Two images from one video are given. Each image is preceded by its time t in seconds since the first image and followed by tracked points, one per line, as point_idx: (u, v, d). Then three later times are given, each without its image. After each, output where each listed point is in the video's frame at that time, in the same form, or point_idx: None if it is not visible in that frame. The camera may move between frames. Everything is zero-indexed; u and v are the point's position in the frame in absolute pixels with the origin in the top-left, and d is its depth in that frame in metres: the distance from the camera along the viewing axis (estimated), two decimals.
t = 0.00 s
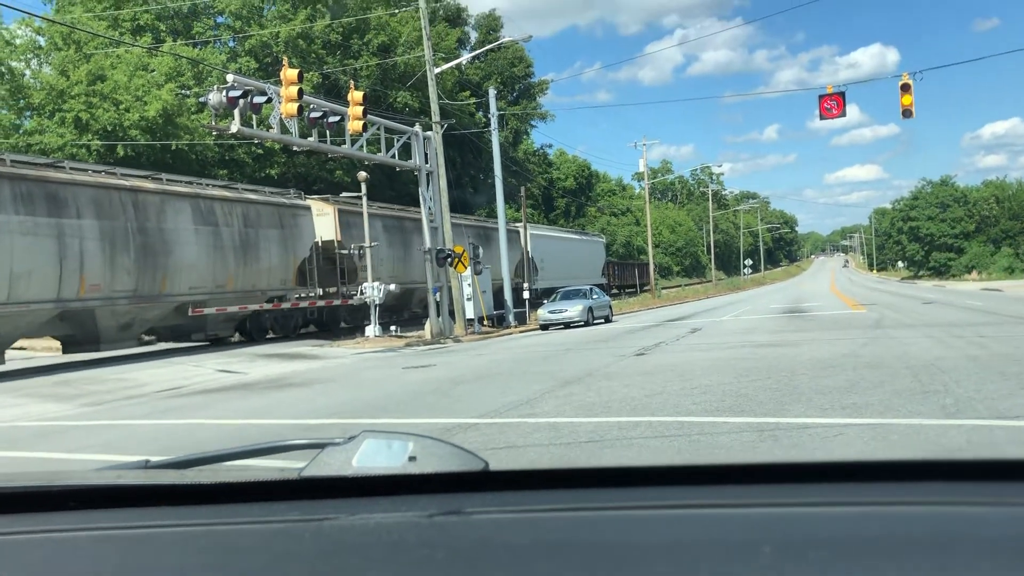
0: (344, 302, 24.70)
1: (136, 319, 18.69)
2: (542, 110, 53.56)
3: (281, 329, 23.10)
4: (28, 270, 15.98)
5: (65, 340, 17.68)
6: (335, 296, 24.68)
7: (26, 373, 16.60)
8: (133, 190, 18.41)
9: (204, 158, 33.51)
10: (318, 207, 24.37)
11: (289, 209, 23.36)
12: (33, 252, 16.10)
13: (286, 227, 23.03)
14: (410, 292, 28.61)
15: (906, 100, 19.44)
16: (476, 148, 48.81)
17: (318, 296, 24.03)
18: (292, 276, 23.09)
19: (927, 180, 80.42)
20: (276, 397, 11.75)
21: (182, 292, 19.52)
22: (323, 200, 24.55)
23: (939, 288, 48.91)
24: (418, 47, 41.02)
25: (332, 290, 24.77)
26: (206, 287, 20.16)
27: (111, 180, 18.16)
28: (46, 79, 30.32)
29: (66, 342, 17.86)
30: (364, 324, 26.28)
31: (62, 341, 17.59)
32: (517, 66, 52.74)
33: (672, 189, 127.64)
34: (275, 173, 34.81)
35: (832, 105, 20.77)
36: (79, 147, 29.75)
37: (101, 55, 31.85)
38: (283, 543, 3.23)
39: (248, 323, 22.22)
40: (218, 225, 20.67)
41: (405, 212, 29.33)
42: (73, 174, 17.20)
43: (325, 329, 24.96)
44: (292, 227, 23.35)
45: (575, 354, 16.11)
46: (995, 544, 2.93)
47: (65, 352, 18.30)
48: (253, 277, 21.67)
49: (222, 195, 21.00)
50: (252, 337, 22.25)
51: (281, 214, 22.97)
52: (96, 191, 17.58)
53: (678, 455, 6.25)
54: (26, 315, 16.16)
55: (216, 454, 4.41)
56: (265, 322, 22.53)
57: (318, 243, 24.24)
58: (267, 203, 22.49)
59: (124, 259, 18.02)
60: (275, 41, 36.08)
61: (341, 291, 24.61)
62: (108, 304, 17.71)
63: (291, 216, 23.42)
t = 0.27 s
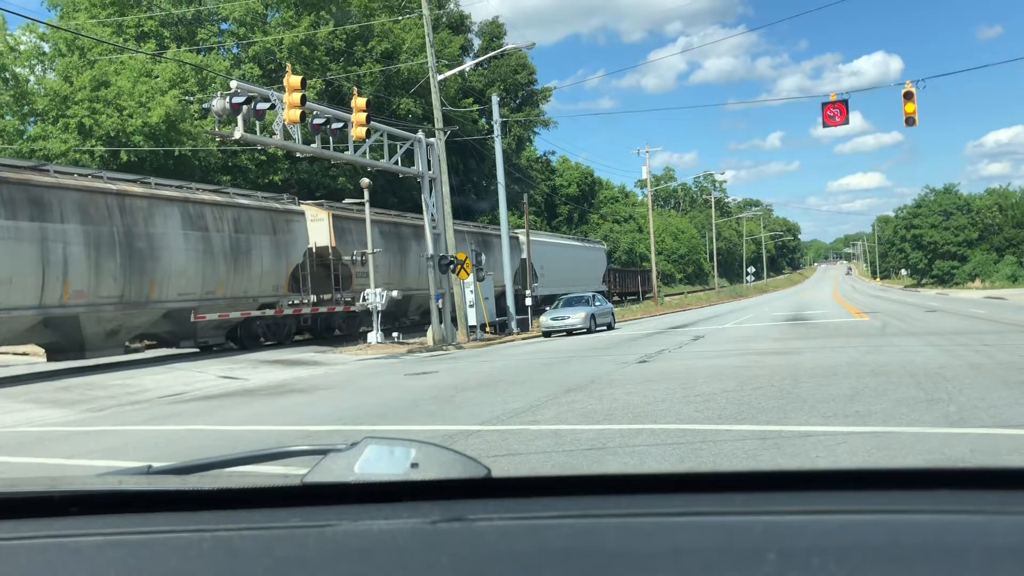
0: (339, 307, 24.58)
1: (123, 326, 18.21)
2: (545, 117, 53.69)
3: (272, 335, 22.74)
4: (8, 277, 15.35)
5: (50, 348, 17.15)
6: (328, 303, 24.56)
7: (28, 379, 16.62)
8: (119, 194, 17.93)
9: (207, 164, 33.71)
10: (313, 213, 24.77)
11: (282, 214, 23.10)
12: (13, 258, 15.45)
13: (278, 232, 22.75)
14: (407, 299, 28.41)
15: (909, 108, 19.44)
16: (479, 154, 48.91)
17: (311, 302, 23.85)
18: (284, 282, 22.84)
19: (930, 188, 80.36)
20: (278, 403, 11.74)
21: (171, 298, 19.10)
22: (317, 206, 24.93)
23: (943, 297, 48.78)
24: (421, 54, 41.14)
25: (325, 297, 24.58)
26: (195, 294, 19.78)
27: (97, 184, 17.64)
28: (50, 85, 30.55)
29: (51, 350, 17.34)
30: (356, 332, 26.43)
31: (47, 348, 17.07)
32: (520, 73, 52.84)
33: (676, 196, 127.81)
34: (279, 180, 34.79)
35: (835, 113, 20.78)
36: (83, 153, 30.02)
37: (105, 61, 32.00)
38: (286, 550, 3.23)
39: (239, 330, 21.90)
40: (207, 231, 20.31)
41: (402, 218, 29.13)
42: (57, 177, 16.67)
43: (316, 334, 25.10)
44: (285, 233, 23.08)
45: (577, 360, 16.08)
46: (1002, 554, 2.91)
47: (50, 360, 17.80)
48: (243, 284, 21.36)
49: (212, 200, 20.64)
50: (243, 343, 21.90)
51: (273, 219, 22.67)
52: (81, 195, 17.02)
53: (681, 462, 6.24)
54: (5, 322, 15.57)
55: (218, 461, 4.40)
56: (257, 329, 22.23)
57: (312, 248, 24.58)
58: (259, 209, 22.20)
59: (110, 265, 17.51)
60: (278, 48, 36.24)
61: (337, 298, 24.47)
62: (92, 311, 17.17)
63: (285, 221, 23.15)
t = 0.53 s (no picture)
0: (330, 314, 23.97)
1: (104, 334, 17.78)
2: (546, 122, 53.77)
3: (261, 343, 22.16)
4: None
5: (26, 357, 16.68)
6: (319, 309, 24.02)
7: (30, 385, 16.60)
8: (99, 198, 17.53)
9: (209, 169, 33.76)
10: (303, 216, 23.90)
11: (271, 219, 22.72)
12: None
13: (266, 237, 22.35)
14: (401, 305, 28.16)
15: (910, 113, 19.46)
16: (480, 160, 48.95)
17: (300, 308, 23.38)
18: (272, 288, 22.43)
19: (932, 193, 80.37)
20: (280, 410, 11.74)
21: (154, 305, 18.69)
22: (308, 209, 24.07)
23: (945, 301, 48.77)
24: (423, 60, 41.20)
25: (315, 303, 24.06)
26: (179, 300, 19.38)
27: (76, 187, 17.25)
28: (53, 91, 30.57)
29: (28, 359, 16.86)
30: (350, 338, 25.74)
31: (24, 357, 16.60)
32: (521, 79, 52.79)
33: (677, 201, 127.92)
34: (280, 186, 34.68)
35: (836, 117, 20.80)
36: (85, 159, 30.09)
37: (107, 68, 32.07)
38: (288, 557, 3.21)
39: (225, 337, 21.22)
40: (192, 235, 19.91)
41: (396, 223, 28.89)
42: (34, 180, 16.28)
43: (309, 341, 24.44)
44: (273, 237, 22.69)
45: (579, 366, 16.05)
46: (1006, 560, 2.89)
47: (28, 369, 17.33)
48: (230, 290, 20.93)
49: (198, 204, 20.24)
50: (230, 350, 21.31)
51: (261, 223, 22.28)
52: (59, 199, 16.64)
53: (684, 468, 6.22)
54: None
55: (220, 467, 4.40)
56: (245, 336, 21.67)
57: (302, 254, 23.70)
58: (246, 213, 21.80)
59: (89, 271, 17.11)
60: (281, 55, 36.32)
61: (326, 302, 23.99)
62: (70, 319, 16.77)
63: (274, 226, 22.77)
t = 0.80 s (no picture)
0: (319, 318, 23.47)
1: (83, 339, 17.51)
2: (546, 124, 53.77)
3: (249, 347, 22.08)
4: None
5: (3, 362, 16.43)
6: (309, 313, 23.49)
7: (31, 388, 16.60)
8: (79, 200, 17.15)
9: (209, 172, 33.77)
10: (292, 218, 23.39)
11: (259, 220, 22.35)
12: None
13: (254, 239, 21.97)
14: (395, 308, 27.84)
15: (909, 114, 19.46)
16: (480, 162, 48.96)
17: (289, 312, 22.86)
18: (260, 291, 22.07)
19: (932, 194, 80.36)
20: (280, 412, 11.72)
21: (136, 309, 18.36)
22: (298, 211, 23.57)
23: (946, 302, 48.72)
24: (422, 62, 41.19)
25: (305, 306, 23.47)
26: (163, 304, 19.03)
27: (55, 189, 16.86)
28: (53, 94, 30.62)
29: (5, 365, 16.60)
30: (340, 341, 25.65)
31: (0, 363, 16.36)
32: (521, 81, 52.82)
33: (677, 203, 127.94)
34: (280, 189, 34.69)
35: (836, 118, 20.80)
36: (85, 162, 30.05)
37: (107, 71, 32.09)
38: (288, 560, 3.21)
39: (212, 341, 21.02)
40: (177, 237, 19.54)
41: (390, 224, 28.52)
42: (10, 181, 15.89)
43: (297, 344, 24.46)
44: (261, 239, 22.31)
45: (579, 367, 16.04)
46: (1005, 560, 2.90)
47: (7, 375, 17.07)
48: (216, 293, 20.57)
49: (182, 205, 19.85)
50: (217, 355, 21.14)
51: (248, 225, 21.90)
52: (36, 200, 16.25)
53: (685, 469, 6.22)
54: None
55: (220, 470, 4.39)
56: (232, 340, 21.51)
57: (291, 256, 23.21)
58: (233, 214, 21.42)
59: (68, 274, 16.75)
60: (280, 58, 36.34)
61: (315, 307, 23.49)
62: (48, 323, 16.44)
63: (262, 228, 22.39)
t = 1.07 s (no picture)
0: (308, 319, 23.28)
1: (63, 342, 16.95)
2: (545, 125, 53.79)
3: (236, 350, 21.63)
4: None
5: None
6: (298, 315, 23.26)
7: (32, 389, 16.61)
8: (57, 199, 16.60)
9: (209, 173, 33.76)
10: (281, 218, 23.37)
11: (246, 220, 21.86)
12: None
13: (240, 239, 21.51)
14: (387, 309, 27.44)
15: (909, 114, 19.48)
16: (480, 163, 48.95)
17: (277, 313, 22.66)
18: (247, 292, 21.62)
19: (932, 194, 80.36)
20: (279, 414, 11.71)
21: (117, 311, 17.84)
22: (286, 211, 23.51)
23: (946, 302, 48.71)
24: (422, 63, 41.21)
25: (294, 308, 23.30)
26: (145, 306, 18.50)
27: (32, 187, 16.31)
28: (52, 96, 30.65)
29: None
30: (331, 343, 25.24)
31: None
32: (521, 82, 52.87)
33: (677, 203, 128.00)
34: (279, 190, 34.69)
35: (836, 119, 20.80)
36: (85, 164, 30.05)
37: (107, 73, 32.08)
38: (288, 561, 3.21)
39: (196, 343, 20.68)
40: (160, 238, 19.03)
41: (382, 224, 28.09)
42: None
43: (287, 346, 24.00)
44: (248, 239, 21.82)
45: (579, 368, 16.03)
46: (1005, 560, 2.89)
47: None
48: (201, 295, 20.08)
49: (166, 205, 19.34)
50: (202, 357, 20.79)
51: (235, 225, 21.41)
52: (12, 199, 15.68)
53: (685, 469, 6.21)
54: None
55: (220, 471, 4.39)
56: (218, 343, 21.16)
57: (280, 257, 23.20)
58: (219, 214, 20.93)
59: (46, 276, 16.21)
60: (280, 59, 36.37)
61: (303, 308, 23.22)
62: (25, 326, 15.89)
63: (250, 228, 21.92)
